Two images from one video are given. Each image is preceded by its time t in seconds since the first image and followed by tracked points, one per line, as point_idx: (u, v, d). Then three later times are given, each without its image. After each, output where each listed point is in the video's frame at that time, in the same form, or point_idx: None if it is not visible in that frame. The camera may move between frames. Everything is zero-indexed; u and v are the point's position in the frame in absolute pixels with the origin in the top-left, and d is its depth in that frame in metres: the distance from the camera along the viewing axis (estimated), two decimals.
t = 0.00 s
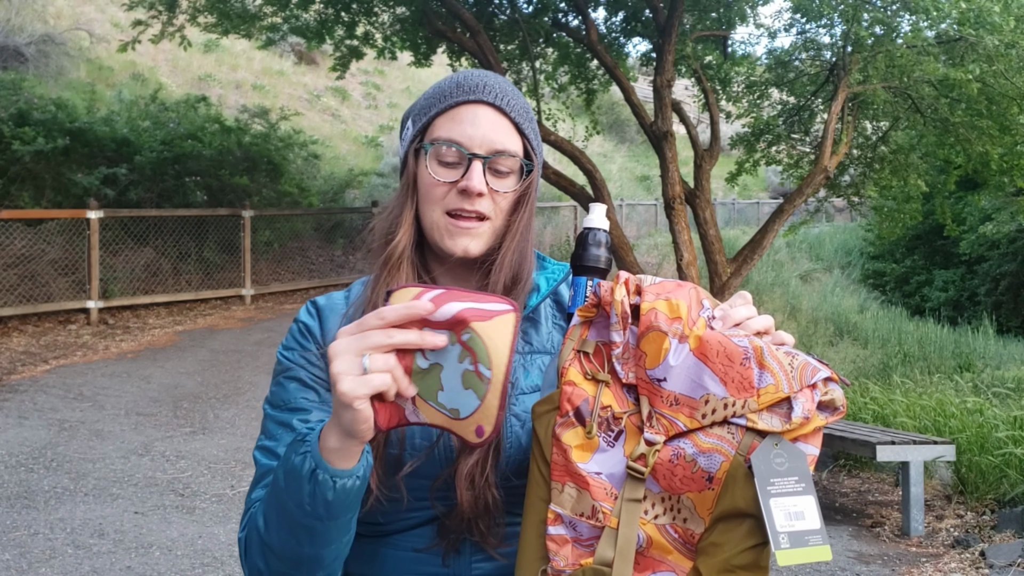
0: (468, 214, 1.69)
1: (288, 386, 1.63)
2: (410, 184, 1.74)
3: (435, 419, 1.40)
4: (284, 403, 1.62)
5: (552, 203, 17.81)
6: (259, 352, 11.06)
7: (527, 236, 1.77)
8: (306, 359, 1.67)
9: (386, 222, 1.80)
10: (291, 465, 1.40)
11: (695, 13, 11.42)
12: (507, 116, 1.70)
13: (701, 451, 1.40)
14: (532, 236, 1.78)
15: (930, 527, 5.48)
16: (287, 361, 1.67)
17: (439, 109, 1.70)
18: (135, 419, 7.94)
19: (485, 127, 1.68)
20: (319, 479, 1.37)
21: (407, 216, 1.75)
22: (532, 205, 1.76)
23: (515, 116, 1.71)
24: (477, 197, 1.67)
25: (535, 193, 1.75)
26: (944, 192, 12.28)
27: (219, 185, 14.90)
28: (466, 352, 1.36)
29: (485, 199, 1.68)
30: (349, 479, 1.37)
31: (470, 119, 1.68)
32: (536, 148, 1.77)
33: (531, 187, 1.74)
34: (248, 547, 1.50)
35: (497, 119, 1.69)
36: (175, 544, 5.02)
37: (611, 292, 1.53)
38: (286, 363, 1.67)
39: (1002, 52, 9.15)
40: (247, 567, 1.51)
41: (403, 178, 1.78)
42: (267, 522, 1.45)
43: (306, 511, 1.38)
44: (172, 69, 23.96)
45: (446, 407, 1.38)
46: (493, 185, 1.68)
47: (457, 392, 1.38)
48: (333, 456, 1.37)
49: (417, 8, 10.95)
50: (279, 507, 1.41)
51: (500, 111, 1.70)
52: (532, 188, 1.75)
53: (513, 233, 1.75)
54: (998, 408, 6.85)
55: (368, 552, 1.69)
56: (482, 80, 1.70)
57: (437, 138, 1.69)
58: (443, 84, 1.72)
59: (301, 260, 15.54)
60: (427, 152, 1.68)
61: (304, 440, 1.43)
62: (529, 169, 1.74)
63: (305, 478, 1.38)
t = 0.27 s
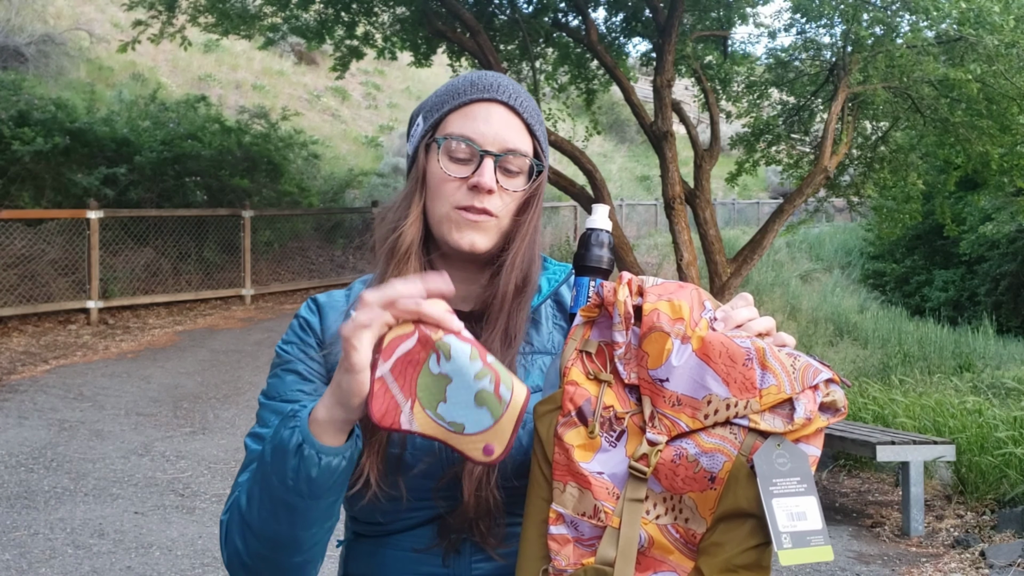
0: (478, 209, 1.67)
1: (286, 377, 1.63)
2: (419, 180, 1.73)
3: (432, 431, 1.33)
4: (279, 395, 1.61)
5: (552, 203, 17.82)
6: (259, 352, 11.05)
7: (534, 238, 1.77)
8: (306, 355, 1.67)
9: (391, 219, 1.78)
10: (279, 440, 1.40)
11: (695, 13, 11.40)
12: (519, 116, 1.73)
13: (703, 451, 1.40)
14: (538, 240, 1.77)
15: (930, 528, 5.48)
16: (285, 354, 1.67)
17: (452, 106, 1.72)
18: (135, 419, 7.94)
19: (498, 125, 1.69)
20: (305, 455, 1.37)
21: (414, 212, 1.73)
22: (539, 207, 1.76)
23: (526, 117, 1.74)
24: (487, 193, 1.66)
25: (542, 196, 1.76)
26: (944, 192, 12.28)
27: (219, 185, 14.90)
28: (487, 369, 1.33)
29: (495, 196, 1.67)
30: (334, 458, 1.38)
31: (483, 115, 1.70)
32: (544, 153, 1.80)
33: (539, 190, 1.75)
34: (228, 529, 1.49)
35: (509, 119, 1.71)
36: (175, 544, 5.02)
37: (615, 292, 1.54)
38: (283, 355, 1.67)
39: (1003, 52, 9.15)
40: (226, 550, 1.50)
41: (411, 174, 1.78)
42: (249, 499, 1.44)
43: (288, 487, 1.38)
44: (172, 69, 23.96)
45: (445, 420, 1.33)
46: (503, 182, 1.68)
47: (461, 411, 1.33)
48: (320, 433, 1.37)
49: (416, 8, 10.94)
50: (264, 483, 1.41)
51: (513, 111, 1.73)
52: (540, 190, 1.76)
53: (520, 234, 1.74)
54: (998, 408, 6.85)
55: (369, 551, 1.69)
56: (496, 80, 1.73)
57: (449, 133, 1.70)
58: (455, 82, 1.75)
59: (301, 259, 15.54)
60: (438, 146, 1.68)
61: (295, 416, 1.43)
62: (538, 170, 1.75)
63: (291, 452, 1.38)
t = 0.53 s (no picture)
0: (481, 203, 1.67)
1: (289, 375, 1.63)
2: (423, 175, 1.74)
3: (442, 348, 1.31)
4: (283, 393, 1.62)
5: (552, 204, 17.83)
6: (259, 352, 11.06)
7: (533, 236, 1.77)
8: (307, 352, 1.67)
9: (395, 214, 1.77)
10: (295, 408, 1.38)
11: (695, 13, 11.39)
12: (524, 114, 1.75)
13: (705, 454, 1.40)
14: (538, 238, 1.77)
15: (930, 528, 5.48)
16: (287, 352, 1.67)
17: (459, 102, 1.74)
18: (135, 419, 7.95)
19: (503, 121, 1.71)
20: (323, 416, 1.35)
21: (418, 205, 1.72)
22: (541, 205, 1.77)
23: (531, 116, 1.76)
24: (490, 189, 1.66)
25: (545, 194, 1.77)
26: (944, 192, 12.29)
27: (219, 185, 14.90)
28: (459, 268, 1.31)
29: (498, 191, 1.67)
30: (351, 419, 1.36)
31: (489, 112, 1.72)
32: (548, 152, 1.81)
33: (541, 187, 1.76)
34: (242, 519, 1.45)
35: (515, 117, 1.73)
36: (175, 544, 5.02)
37: (617, 294, 1.54)
38: (284, 354, 1.67)
39: (1003, 52, 9.15)
40: (241, 539, 1.46)
41: (415, 169, 1.78)
42: (266, 477, 1.41)
43: (307, 453, 1.36)
44: (172, 69, 23.97)
45: (447, 330, 1.31)
46: (507, 177, 1.69)
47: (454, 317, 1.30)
48: (336, 391, 1.36)
49: (417, 8, 10.94)
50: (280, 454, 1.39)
51: (519, 109, 1.75)
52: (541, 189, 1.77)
53: (521, 231, 1.75)
54: (997, 408, 6.86)
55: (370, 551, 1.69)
56: (503, 78, 1.75)
57: (455, 128, 1.71)
58: (462, 80, 1.77)
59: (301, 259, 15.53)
60: (444, 140, 1.69)
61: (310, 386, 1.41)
62: (541, 168, 1.77)
63: (309, 416, 1.36)
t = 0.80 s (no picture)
0: (478, 207, 1.68)
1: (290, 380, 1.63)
2: (422, 177, 1.74)
3: (469, 392, 1.34)
4: (285, 397, 1.62)
5: (552, 204, 17.84)
6: (259, 352, 11.06)
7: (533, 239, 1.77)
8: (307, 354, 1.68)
9: (393, 217, 1.78)
10: (319, 446, 1.36)
11: (695, 13, 11.38)
12: (524, 116, 1.75)
13: (704, 453, 1.41)
14: (538, 241, 1.78)
15: (930, 528, 5.48)
16: (288, 356, 1.68)
17: (458, 104, 1.74)
18: (135, 419, 7.94)
19: (502, 124, 1.71)
20: (350, 461, 1.33)
21: (417, 207, 1.73)
22: (540, 208, 1.77)
23: (531, 118, 1.75)
24: (488, 192, 1.67)
25: (544, 197, 1.78)
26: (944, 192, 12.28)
27: (219, 185, 14.90)
28: (495, 329, 1.30)
29: (496, 194, 1.68)
30: (378, 463, 1.34)
31: (488, 114, 1.72)
32: (548, 155, 1.82)
33: (541, 190, 1.76)
34: (257, 529, 1.46)
35: (514, 119, 1.74)
36: (175, 544, 5.03)
37: (614, 293, 1.54)
38: (286, 356, 1.68)
39: (1002, 52, 9.15)
40: (257, 552, 1.45)
41: (414, 171, 1.79)
42: (286, 502, 1.40)
43: (331, 493, 1.34)
44: (172, 69, 23.97)
45: (477, 378, 1.32)
46: (505, 180, 1.69)
47: (485, 368, 1.31)
48: (365, 436, 1.33)
49: (417, 8, 10.94)
50: (303, 487, 1.37)
51: (518, 111, 1.75)
52: (541, 191, 1.77)
53: (519, 235, 1.76)
54: (997, 408, 6.86)
55: (369, 553, 1.69)
56: (503, 80, 1.76)
57: (454, 131, 1.72)
58: (462, 82, 1.77)
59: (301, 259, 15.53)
60: (443, 143, 1.70)
61: (334, 421, 1.37)
62: (541, 171, 1.77)
63: (334, 459, 1.33)
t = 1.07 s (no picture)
0: (481, 206, 1.68)
1: (294, 378, 1.64)
2: (423, 176, 1.74)
3: (471, 387, 1.34)
4: (287, 396, 1.62)
5: (552, 204, 17.84)
6: (259, 352, 11.06)
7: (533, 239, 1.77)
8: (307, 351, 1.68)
9: (395, 216, 1.77)
10: (319, 443, 1.35)
11: (695, 12, 11.37)
12: (525, 117, 1.76)
13: (705, 454, 1.41)
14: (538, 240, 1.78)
15: (930, 527, 5.48)
16: (289, 358, 1.68)
17: (459, 104, 1.74)
18: (135, 419, 7.94)
19: (504, 123, 1.71)
20: (350, 458, 1.32)
21: (418, 206, 1.73)
22: (542, 207, 1.78)
23: (532, 117, 1.76)
24: (491, 190, 1.67)
25: (546, 196, 1.78)
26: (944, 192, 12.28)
27: (219, 185, 14.90)
28: (498, 328, 1.30)
29: (499, 193, 1.68)
30: (378, 460, 1.33)
31: (489, 114, 1.72)
32: (548, 154, 1.82)
33: (542, 189, 1.77)
34: (257, 527, 1.46)
35: (515, 119, 1.74)
36: (175, 544, 5.02)
37: (615, 294, 1.54)
38: (286, 357, 1.68)
39: (1002, 52, 9.15)
40: (257, 547, 1.46)
41: (415, 170, 1.78)
42: (285, 500, 1.40)
43: (331, 491, 1.34)
44: (172, 69, 23.96)
45: (479, 374, 1.32)
46: (507, 179, 1.69)
47: (488, 365, 1.32)
48: (364, 434, 1.33)
49: (417, 8, 10.94)
50: (303, 486, 1.37)
51: (519, 111, 1.75)
52: (542, 190, 1.78)
53: (522, 234, 1.76)
54: (996, 408, 6.87)
55: (368, 553, 1.69)
56: (504, 81, 1.76)
57: (456, 130, 1.72)
58: (463, 81, 1.77)
59: (301, 259, 15.53)
60: (444, 142, 1.70)
61: (334, 418, 1.38)
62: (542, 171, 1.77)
63: (334, 457, 1.33)
